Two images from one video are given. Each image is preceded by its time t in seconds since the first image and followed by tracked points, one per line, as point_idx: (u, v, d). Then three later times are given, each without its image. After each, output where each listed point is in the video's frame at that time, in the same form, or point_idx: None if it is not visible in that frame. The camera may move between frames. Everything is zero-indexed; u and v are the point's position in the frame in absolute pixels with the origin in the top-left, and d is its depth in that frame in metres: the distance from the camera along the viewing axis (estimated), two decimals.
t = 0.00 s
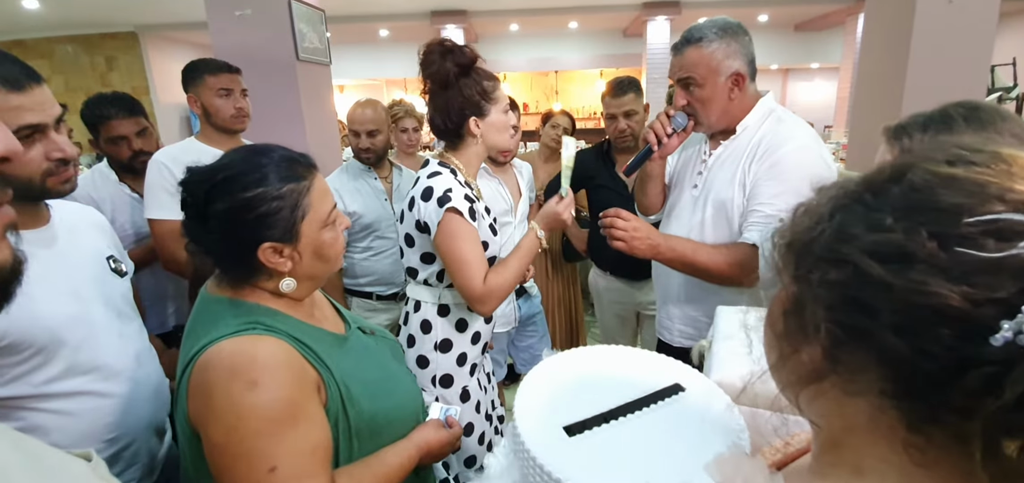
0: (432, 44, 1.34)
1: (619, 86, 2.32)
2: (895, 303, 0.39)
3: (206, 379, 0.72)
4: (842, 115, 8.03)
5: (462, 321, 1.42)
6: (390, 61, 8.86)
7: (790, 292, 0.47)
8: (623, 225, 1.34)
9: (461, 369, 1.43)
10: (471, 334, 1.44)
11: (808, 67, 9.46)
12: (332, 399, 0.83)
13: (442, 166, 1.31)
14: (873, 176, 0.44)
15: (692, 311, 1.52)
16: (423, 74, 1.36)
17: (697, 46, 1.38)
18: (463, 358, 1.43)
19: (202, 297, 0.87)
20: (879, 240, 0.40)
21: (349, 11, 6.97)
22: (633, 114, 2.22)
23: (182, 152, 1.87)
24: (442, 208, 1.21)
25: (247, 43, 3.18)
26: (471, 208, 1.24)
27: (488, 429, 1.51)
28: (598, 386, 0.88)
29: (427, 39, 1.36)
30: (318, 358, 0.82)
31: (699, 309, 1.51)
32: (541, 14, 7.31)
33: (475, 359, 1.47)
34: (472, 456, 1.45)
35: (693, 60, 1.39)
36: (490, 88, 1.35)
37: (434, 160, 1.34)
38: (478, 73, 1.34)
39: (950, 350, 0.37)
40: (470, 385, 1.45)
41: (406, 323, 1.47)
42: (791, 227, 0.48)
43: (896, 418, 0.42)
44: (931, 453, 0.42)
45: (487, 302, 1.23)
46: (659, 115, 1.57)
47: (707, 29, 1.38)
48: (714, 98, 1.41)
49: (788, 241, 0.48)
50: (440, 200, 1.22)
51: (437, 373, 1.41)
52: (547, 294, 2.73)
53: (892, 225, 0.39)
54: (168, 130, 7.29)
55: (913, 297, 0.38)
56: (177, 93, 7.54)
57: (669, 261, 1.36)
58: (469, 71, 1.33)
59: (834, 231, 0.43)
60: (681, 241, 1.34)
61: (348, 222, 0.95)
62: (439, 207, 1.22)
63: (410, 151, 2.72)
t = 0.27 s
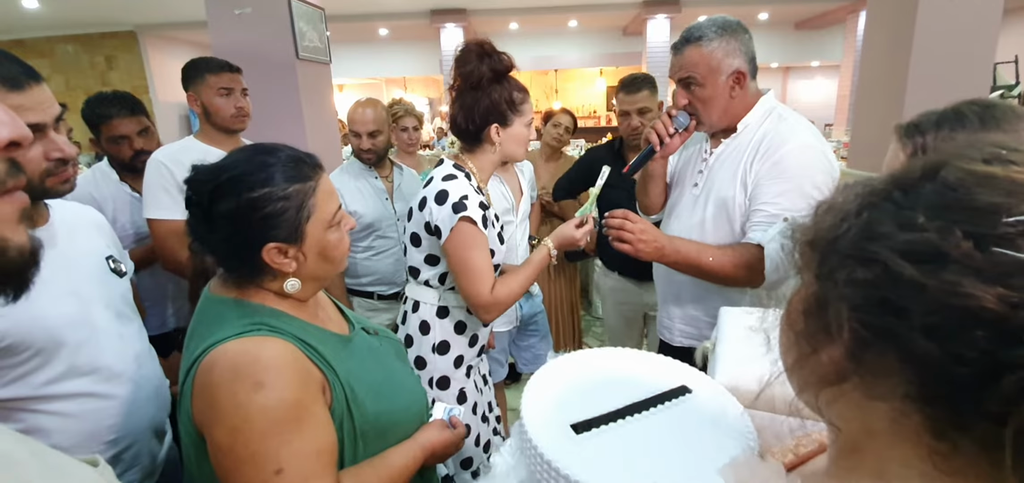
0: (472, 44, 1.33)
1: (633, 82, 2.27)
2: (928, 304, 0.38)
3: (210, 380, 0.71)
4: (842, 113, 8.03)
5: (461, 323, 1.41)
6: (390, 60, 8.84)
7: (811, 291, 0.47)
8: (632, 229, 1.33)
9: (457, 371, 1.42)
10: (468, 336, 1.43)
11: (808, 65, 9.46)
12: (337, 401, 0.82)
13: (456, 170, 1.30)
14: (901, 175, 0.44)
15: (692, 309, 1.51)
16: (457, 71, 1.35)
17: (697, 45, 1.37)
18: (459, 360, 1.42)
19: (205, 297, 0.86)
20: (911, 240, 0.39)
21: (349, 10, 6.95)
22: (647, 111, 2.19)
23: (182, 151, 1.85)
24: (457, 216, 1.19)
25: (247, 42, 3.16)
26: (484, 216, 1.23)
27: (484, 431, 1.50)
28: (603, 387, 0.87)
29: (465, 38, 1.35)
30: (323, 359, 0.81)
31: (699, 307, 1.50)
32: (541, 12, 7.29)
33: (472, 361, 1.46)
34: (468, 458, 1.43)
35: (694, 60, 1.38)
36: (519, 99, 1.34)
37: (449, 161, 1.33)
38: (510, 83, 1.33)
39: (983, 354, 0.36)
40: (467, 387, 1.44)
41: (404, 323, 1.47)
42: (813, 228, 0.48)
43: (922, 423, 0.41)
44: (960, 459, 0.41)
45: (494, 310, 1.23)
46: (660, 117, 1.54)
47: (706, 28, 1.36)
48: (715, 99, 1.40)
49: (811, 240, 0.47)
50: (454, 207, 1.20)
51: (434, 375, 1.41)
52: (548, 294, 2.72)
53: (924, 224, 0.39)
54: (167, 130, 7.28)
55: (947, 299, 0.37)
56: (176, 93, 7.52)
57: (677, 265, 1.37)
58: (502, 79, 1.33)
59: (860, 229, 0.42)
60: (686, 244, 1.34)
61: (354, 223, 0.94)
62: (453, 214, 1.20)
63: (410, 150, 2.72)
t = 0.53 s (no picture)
0: (483, 42, 1.32)
1: (648, 78, 2.25)
2: (949, 298, 0.36)
3: (209, 381, 0.69)
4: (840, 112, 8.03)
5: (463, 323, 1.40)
6: (388, 57, 8.81)
7: (828, 285, 0.44)
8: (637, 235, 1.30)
9: (457, 372, 1.41)
10: (471, 337, 1.43)
11: (806, 64, 9.46)
12: (338, 401, 0.81)
13: (465, 169, 1.28)
14: (922, 170, 0.42)
15: (693, 308, 1.50)
16: (467, 68, 1.34)
17: (698, 44, 1.35)
18: (460, 361, 1.41)
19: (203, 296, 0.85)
20: (931, 234, 0.37)
21: (347, 8, 6.91)
22: (661, 108, 2.18)
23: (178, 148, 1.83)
24: (468, 217, 1.18)
25: (244, 39, 3.13)
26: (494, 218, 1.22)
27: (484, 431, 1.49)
28: (604, 388, 0.85)
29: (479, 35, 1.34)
30: (324, 360, 0.80)
31: (699, 305, 1.49)
32: (540, 10, 7.27)
33: (472, 362, 1.45)
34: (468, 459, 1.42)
35: (697, 60, 1.35)
36: (528, 100, 1.33)
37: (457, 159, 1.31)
38: (520, 82, 1.32)
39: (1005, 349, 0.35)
40: (467, 387, 1.43)
41: (405, 322, 1.45)
42: (830, 223, 0.46)
43: (938, 419, 0.39)
44: (979, 455, 0.39)
45: (502, 313, 1.21)
46: (666, 121, 1.51)
47: (706, 27, 1.35)
48: (721, 96, 1.39)
49: (826, 235, 0.45)
50: (466, 208, 1.19)
51: (435, 375, 1.40)
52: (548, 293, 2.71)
53: (945, 217, 0.37)
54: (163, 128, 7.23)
55: (967, 293, 0.36)
56: (172, 90, 7.48)
57: (682, 267, 1.34)
58: (512, 78, 1.31)
59: (879, 223, 0.40)
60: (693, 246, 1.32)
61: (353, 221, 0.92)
62: (465, 214, 1.19)
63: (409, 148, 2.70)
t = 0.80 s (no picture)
0: (472, 36, 1.31)
1: (657, 76, 2.26)
2: (959, 296, 0.36)
3: (206, 381, 0.68)
4: (833, 114, 8.10)
5: (465, 323, 1.40)
6: (382, 55, 8.77)
7: (836, 286, 0.44)
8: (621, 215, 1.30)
9: (458, 371, 1.40)
10: (472, 336, 1.42)
11: (799, 65, 9.53)
12: (336, 401, 0.80)
13: (463, 167, 1.27)
14: (928, 170, 0.42)
15: (692, 307, 1.50)
16: (456, 64, 1.33)
17: (705, 38, 1.34)
18: (461, 360, 1.41)
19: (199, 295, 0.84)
20: (940, 234, 0.37)
21: (340, 4, 6.87)
22: (669, 107, 2.19)
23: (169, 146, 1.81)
24: (469, 216, 1.17)
25: (238, 36, 3.11)
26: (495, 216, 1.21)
27: (483, 430, 1.48)
28: (613, 388, 0.84)
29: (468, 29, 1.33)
30: (322, 359, 0.79)
31: (699, 304, 1.49)
32: (535, 9, 7.25)
33: (473, 360, 1.45)
34: (468, 459, 1.41)
35: (704, 54, 1.34)
36: (519, 94, 1.31)
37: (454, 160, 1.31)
38: (510, 76, 1.31)
39: (1017, 346, 0.35)
40: (468, 386, 1.42)
41: (404, 321, 1.44)
42: (835, 224, 0.45)
43: (948, 417, 0.39)
44: (989, 453, 0.39)
45: (504, 312, 1.21)
46: (670, 117, 1.47)
47: (713, 22, 1.35)
48: (725, 92, 1.38)
49: (833, 237, 0.44)
50: (466, 207, 1.18)
51: (436, 375, 1.39)
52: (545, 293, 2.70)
53: (953, 217, 0.37)
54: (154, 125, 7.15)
55: (978, 291, 0.35)
56: (163, 87, 7.41)
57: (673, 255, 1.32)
58: (503, 72, 1.30)
59: (887, 223, 0.40)
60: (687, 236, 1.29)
61: (349, 219, 0.91)
62: (465, 213, 1.18)
63: (405, 146, 2.69)
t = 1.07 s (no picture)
0: (463, 32, 1.31)
1: (667, 75, 2.27)
2: (957, 302, 0.36)
3: (210, 381, 0.69)
4: (831, 114, 8.12)
5: (468, 322, 1.41)
6: (381, 55, 8.76)
7: (836, 291, 0.44)
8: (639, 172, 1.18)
9: (462, 370, 1.41)
10: (474, 336, 1.43)
11: (797, 66, 9.55)
12: (340, 400, 0.81)
13: (459, 166, 1.28)
14: (925, 174, 0.42)
15: (701, 303, 1.50)
16: (447, 61, 1.34)
17: (721, 26, 1.33)
18: (465, 359, 1.42)
19: (203, 294, 0.84)
20: (937, 239, 0.37)
21: (339, 4, 6.86)
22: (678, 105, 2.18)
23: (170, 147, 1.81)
24: (467, 214, 1.18)
25: (237, 36, 3.11)
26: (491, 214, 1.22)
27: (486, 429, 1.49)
28: (608, 369, 0.85)
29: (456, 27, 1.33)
30: (325, 358, 0.79)
31: (709, 301, 1.49)
32: (535, 9, 7.25)
33: (477, 359, 1.46)
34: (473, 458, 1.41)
35: (717, 42, 1.33)
36: (511, 89, 1.32)
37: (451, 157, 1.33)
38: (503, 73, 1.32)
39: (1015, 351, 0.35)
40: (472, 385, 1.43)
41: (407, 321, 1.45)
42: (833, 229, 0.45)
43: (948, 421, 0.40)
44: (986, 455, 0.39)
45: (502, 311, 1.21)
46: (677, 107, 1.36)
47: (728, 14, 1.35)
48: (736, 82, 1.36)
49: (831, 242, 0.45)
50: (464, 205, 1.19)
51: (440, 374, 1.40)
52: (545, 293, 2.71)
53: (949, 223, 0.37)
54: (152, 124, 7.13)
55: (976, 296, 0.36)
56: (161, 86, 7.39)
57: (682, 222, 1.24)
58: (495, 68, 1.31)
59: (884, 228, 0.40)
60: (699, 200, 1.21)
61: (351, 218, 0.91)
62: (462, 211, 1.18)
63: (405, 146, 2.69)
